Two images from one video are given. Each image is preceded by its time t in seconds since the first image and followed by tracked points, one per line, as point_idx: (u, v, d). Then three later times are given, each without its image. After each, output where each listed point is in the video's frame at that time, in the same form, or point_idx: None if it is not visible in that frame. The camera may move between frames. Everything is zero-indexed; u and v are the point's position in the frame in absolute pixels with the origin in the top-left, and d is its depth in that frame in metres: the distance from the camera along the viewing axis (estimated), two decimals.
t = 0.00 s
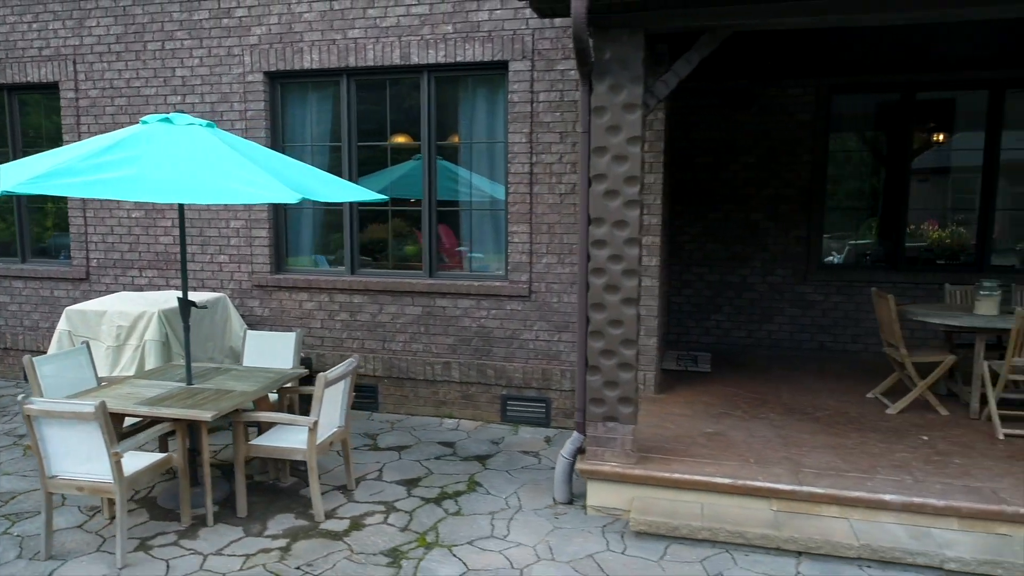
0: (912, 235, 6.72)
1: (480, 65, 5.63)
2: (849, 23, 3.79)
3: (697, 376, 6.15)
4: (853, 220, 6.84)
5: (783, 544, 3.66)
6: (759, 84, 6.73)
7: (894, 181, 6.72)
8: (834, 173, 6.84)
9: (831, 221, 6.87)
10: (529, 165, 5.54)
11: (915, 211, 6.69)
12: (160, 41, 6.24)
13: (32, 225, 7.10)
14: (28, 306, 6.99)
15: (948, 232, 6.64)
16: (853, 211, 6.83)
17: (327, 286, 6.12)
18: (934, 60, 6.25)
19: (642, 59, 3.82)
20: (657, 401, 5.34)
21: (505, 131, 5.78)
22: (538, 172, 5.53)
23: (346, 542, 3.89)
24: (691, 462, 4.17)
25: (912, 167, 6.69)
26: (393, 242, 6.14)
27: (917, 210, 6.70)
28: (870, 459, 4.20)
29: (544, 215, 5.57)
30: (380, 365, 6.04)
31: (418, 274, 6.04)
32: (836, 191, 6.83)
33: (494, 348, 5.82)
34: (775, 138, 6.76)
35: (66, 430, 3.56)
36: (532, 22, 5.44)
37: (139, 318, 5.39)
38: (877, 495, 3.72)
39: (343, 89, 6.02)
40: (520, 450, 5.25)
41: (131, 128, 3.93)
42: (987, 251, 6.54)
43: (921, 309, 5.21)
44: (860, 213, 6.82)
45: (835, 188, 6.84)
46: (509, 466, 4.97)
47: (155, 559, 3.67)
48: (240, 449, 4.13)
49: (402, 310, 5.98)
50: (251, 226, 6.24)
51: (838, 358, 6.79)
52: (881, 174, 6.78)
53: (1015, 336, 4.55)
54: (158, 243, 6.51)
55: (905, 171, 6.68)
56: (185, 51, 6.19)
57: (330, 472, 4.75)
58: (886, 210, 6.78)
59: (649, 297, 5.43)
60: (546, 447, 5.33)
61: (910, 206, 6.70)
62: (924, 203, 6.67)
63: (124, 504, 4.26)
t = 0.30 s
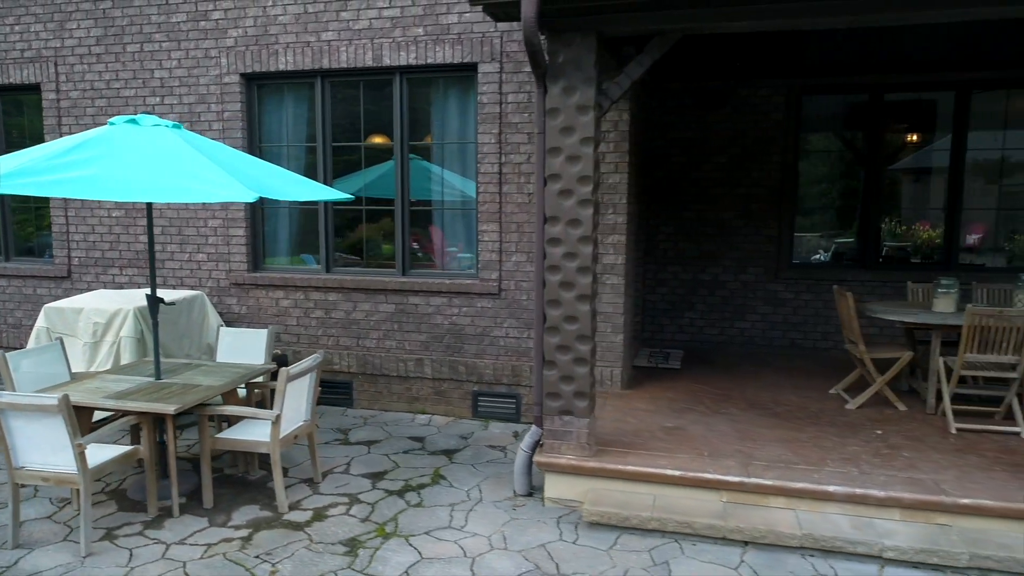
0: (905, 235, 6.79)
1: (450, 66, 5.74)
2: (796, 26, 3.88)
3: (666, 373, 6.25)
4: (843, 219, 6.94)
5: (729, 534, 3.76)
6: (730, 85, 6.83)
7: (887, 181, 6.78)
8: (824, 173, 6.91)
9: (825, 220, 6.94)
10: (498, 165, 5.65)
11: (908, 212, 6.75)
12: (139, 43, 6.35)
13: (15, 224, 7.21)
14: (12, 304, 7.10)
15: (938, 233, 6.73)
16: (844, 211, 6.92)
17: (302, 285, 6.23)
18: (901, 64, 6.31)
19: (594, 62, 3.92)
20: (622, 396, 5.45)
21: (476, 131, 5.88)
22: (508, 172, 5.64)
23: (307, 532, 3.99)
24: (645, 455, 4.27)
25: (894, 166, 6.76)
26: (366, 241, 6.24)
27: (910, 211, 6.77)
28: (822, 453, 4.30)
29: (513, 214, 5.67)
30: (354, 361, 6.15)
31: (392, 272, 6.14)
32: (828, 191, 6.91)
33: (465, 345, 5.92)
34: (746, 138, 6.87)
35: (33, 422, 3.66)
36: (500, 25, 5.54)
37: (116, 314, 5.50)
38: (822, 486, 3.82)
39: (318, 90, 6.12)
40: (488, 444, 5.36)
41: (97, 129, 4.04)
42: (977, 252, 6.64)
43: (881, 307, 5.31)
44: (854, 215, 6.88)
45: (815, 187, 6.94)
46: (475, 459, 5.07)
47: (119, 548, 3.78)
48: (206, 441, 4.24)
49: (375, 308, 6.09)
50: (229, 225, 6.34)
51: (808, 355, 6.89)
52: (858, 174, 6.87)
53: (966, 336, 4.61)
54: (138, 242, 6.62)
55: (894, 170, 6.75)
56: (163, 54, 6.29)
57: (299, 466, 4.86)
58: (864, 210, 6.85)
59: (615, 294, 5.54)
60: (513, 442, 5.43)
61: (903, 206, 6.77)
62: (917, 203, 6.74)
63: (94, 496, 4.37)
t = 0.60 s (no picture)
0: (898, 236, 6.82)
1: (421, 68, 5.84)
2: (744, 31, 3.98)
3: (636, 370, 6.35)
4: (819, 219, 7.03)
5: (677, 524, 3.86)
6: (701, 87, 6.93)
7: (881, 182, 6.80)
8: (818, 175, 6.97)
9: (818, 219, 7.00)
10: (467, 165, 5.75)
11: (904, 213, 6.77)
12: (118, 45, 6.44)
13: None
14: None
15: (930, 233, 6.76)
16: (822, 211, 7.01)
17: (278, 283, 6.33)
18: (870, 66, 6.37)
19: (548, 65, 4.02)
20: (588, 393, 5.55)
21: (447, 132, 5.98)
22: (477, 172, 5.74)
23: (268, 523, 4.09)
24: (601, 449, 4.37)
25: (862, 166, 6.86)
26: (341, 240, 6.35)
27: (903, 211, 6.81)
28: (774, 446, 4.40)
29: (482, 213, 5.77)
30: (328, 358, 6.25)
31: (366, 271, 6.25)
32: (799, 191, 7.01)
33: (437, 342, 6.02)
34: (717, 139, 6.96)
35: None
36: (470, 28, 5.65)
37: (92, 312, 5.60)
38: (769, 478, 3.92)
39: (293, 92, 6.22)
40: (456, 439, 5.46)
41: (66, 131, 4.13)
42: (967, 252, 6.71)
43: (841, 305, 5.41)
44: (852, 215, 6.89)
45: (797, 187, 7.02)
46: (442, 454, 5.17)
47: (83, 538, 3.88)
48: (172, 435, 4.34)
49: (349, 306, 6.19)
50: (206, 224, 6.44)
51: (779, 353, 6.99)
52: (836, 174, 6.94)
53: (919, 332, 4.71)
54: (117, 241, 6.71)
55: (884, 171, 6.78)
56: (142, 56, 6.39)
57: (267, 460, 4.96)
58: (833, 210, 6.95)
59: (582, 293, 5.64)
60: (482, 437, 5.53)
61: (896, 206, 6.82)
62: (909, 203, 6.78)
63: (64, 488, 4.47)
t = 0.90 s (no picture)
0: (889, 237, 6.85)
1: (392, 70, 5.94)
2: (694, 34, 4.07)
3: (606, 367, 6.45)
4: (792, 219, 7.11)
5: (627, 516, 3.96)
6: (673, 88, 7.02)
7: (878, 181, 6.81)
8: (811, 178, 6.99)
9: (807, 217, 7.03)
10: (437, 165, 5.85)
11: (887, 213, 6.82)
12: (96, 47, 6.54)
13: None
14: None
15: (920, 234, 6.80)
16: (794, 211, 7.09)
17: (254, 281, 6.43)
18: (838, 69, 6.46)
19: (503, 68, 4.11)
20: (555, 389, 5.65)
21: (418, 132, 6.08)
22: (447, 172, 5.84)
23: (231, 515, 4.19)
24: (558, 443, 4.46)
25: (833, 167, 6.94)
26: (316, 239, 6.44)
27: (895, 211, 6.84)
28: (728, 441, 4.49)
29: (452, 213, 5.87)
30: (303, 355, 6.35)
31: (340, 269, 6.34)
32: (770, 191, 7.10)
33: (408, 340, 6.12)
34: (689, 140, 7.06)
35: None
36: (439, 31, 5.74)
37: (67, 309, 5.69)
38: (717, 472, 4.02)
39: (267, 93, 6.32)
40: (425, 435, 5.55)
41: (33, 132, 4.23)
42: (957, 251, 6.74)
43: (802, 302, 5.50)
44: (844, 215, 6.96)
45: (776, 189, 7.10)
46: (409, 448, 5.27)
47: (48, 529, 3.98)
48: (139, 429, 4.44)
49: (323, 303, 6.29)
50: (183, 223, 6.53)
51: (750, 350, 7.09)
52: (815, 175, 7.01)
53: (873, 329, 4.80)
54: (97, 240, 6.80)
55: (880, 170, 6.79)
56: (120, 57, 6.49)
57: (236, 455, 5.05)
58: (803, 210, 7.04)
59: (550, 291, 5.73)
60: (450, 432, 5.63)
61: (873, 207, 6.90)
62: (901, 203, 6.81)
63: (34, 481, 4.56)
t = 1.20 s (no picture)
0: (878, 238, 6.94)
1: (363, 72, 6.04)
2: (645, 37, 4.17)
3: (577, 365, 6.54)
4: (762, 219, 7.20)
5: (578, 508, 4.05)
6: (645, 88, 7.12)
7: (865, 182, 6.87)
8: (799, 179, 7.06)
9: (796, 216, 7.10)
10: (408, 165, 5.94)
11: (855, 212, 6.92)
12: (75, 49, 6.63)
13: None
14: None
15: (909, 233, 6.87)
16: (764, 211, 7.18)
17: (229, 280, 6.52)
18: (805, 70, 6.56)
19: (459, 70, 4.21)
20: (522, 386, 5.74)
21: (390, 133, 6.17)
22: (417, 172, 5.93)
23: (194, 507, 4.29)
24: (516, 437, 4.56)
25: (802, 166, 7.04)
26: (290, 238, 6.54)
27: (884, 212, 6.91)
28: (683, 436, 4.59)
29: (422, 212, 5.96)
30: (278, 353, 6.45)
31: (314, 268, 6.44)
32: (741, 190, 7.20)
33: (380, 337, 6.21)
34: (661, 140, 7.16)
35: None
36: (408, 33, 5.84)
37: (43, 307, 5.79)
38: (668, 465, 4.11)
39: (242, 94, 6.41)
40: (393, 431, 5.65)
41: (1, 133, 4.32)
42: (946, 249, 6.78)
43: (764, 301, 5.59)
44: (834, 215, 7.02)
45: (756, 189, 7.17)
46: (376, 444, 5.36)
47: (13, 521, 4.07)
48: (106, 424, 4.54)
49: (296, 302, 6.38)
50: (160, 223, 6.62)
51: (721, 348, 7.18)
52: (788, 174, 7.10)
53: (828, 326, 4.89)
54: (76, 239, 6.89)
55: (867, 170, 6.86)
56: (98, 59, 6.58)
57: (205, 450, 5.15)
58: (773, 210, 7.14)
59: (517, 289, 5.82)
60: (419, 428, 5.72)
61: (842, 206, 7.00)
62: (891, 203, 6.88)
63: (4, 475, 4.66)
